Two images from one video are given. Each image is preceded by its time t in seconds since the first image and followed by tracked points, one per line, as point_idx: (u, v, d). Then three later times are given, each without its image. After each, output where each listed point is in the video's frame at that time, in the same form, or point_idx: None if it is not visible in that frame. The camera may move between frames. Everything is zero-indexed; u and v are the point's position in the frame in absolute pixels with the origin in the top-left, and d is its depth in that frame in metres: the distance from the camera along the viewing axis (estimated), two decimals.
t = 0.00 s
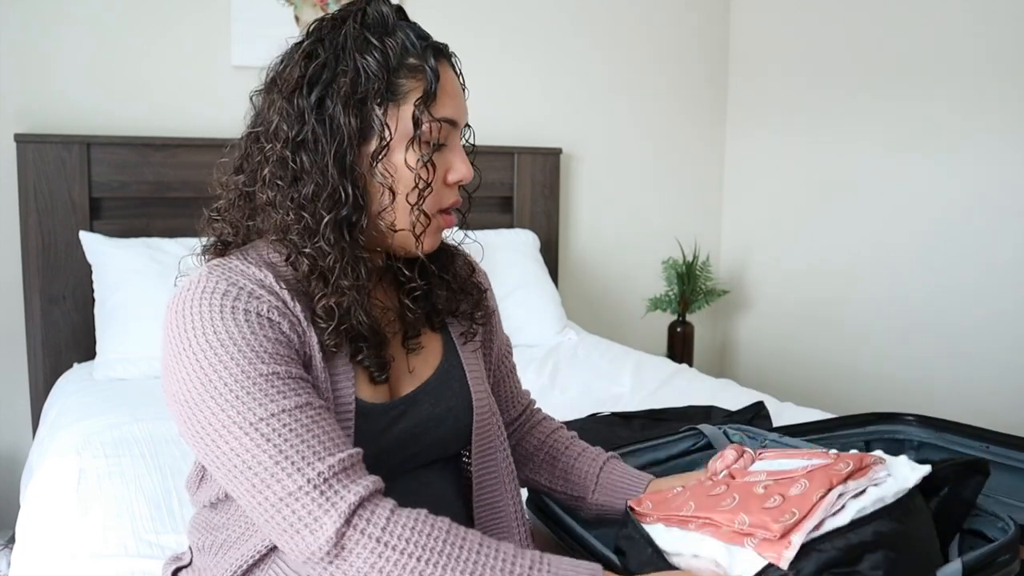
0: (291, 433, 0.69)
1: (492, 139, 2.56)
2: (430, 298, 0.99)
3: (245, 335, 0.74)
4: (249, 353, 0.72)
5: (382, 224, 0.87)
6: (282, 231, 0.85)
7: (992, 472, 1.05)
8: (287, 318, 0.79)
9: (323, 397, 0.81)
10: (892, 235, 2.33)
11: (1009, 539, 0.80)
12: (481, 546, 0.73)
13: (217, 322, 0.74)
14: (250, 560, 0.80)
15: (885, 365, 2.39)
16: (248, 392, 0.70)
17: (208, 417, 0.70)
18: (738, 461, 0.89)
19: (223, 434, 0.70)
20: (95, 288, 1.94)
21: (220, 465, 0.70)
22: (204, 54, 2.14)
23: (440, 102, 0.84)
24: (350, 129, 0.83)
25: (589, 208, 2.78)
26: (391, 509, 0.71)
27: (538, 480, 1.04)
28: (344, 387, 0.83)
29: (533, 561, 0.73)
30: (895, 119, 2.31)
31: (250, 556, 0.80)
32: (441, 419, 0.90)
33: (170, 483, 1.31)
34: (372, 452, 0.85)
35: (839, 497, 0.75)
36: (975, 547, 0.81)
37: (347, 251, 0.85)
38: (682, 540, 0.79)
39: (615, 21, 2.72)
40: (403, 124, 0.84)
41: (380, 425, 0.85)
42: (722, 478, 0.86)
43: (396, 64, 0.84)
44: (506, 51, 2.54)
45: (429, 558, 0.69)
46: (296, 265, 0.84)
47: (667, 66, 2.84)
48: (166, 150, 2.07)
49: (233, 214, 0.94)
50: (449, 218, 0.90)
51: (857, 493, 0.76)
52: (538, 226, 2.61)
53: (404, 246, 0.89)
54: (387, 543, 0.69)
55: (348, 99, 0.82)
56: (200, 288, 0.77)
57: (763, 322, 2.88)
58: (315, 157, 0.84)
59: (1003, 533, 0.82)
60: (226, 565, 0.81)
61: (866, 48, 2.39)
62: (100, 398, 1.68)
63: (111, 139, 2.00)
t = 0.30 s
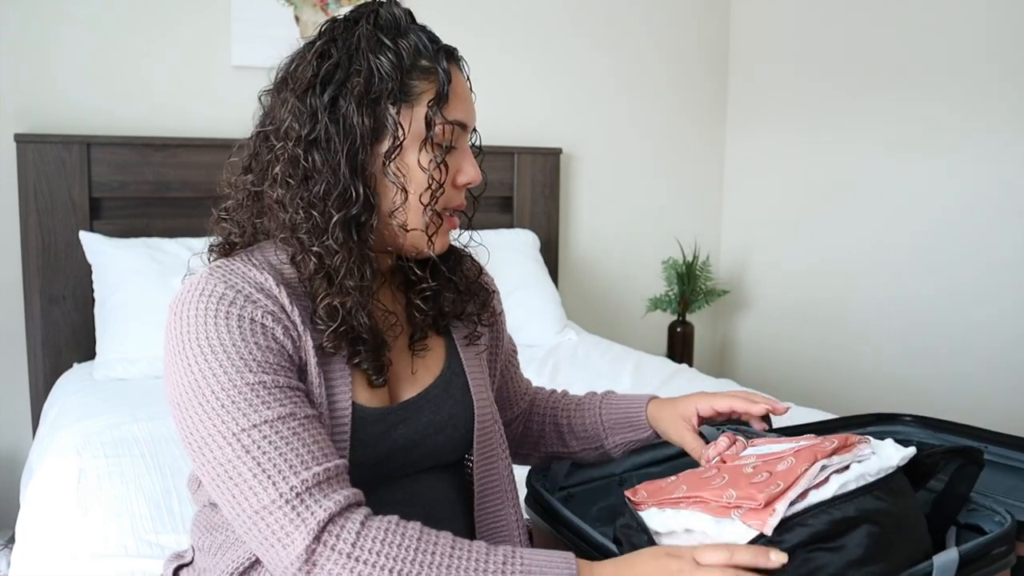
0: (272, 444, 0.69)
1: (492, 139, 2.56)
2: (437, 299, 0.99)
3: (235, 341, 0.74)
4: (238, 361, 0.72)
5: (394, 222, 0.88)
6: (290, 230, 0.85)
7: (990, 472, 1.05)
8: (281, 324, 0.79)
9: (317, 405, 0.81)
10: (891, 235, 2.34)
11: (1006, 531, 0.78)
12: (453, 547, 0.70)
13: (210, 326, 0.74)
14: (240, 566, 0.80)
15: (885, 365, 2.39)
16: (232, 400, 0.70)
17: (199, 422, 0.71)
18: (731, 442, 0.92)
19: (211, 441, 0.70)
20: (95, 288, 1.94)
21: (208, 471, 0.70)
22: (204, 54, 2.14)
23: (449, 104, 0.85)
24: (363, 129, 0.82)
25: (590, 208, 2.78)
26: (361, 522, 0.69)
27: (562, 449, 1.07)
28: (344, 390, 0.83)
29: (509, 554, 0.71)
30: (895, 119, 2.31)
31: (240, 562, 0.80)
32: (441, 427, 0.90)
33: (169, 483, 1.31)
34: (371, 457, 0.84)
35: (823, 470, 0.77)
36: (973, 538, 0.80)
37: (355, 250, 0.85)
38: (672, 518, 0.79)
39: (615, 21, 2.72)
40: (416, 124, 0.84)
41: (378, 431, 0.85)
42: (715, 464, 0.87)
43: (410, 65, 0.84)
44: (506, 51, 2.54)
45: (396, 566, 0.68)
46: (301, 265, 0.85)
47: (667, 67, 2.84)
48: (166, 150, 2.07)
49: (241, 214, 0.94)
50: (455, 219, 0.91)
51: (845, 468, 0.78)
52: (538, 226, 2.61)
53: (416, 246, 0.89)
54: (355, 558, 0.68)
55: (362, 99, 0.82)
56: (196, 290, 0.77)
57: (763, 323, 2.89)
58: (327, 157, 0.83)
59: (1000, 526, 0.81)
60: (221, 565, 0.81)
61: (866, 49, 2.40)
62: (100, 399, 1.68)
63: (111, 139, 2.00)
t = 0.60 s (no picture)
0: (247, 437, 0.70)
1: (492, 139, 2.56)
2: (429, 298, 0.98)
3: (218, 337, 0.75)
4: (220, 356, 0.74)
5: (383, 219, 0.87)
6: (280, 226, 0.85)
7: (989, 471, 1.05)
8: (266, 321, 0.80)
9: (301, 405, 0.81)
10: (891, 235, 2.34)
11: (1007, 531, 0.78)
12: (414, 510, 0.69)
13: (196, 322, 0.76)
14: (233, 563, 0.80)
15: (885, 365, 2.39)
16: (211, 393, 0.72)
17: (181, 416, 0.72)
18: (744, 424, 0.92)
19: (190, 434, 0.71)
20: (95, 288, 1.94)
21: (188, 464, 0.71)
22: (204, 54, 2.14)
23: (440, 101, 0.84)
24: (353, 127, 0.83)
25: (590, 208, 2.78)
26: (325, 508, 0.69)
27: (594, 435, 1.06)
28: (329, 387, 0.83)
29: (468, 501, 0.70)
30: (896, 119, 2.31)
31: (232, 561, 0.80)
32: (433, 426, 0.90)
33: (169, 483, 1.31)
34: (362, 454, 0.84)
35: (826, 461, 0.79)
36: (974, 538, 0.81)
37: (344, 248, 0.85)
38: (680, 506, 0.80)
39: (615, 21, 2.72)
40: (406, 122, 0.84)
41: (369, 428, 0.85)
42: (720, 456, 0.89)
43: (400, 63, 0.83)
44: (506, 51, 2.54)
45: (364, 542, 0.67)
46: (289, 261, 0.85)
47: (667, 67, 2.85)
48: (166, 150, 2.07)
49: (236, 212, 0.94)
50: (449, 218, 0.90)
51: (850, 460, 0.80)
52: (538, 225, 2.61)
53: (403, 243, 0.88)
54: (321, 544, 0.67)
55: (352, 97, 0.82)
56: (185, 288, 0.79)
57: (763, 323, 2.89)
58: (318, 154, 0.84)
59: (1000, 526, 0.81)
60: (216, 563, 0.82)
61: (866, 49, 2.40)
62: (100, 399, 1.68)
63: (111, 139, 2.00)
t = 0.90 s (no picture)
0: (254, 423, 0.70)
1: (492, 140, 2.56)
2: (423, 297, 0.98)
3: (220, 329, 0.75)
4: (224, 347, 0.74)
5: (372, 216, 0.87)
6: (272, 226, 0.86)
7: (988, 471, 1.05)
8: (266, 314, 0.80)
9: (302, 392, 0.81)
10: (891, 235, 2.34)
11: (1006, 531, 0.78)
12: (420, 473, 0.71)
13: (198, 317, 0.76)
14: (237, 559, 0.80)
15: (886, 366, 2.39)
16: (218, 383, 0.72)
17: (186, 408, 0.72)
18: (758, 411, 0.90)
19: (196, 425, 0.71)
20: (95, 288, 1.94)
21: (194, 455, 0.71)
22: (204, 54, 2.14)
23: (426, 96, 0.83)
24: (339, 126, 0.83)
25: (590, 208, 2.78)
26: (334, 488, 0.69)
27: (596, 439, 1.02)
28: (326, 383, 0.83)
29: (472, 460, 0.72)
30: (896, 119, 2.31)
31: (235, 557, 0.80)
32: (431, 424, 0.89)
33: (169, 483, 1.32)
34: (360, 449, 0.85)
35: (821, 453, 0.81)
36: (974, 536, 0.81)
37: (334, 246, 0.85)
38: (680, 496, 0.80)
39: (615, 21, 2.72)
40: (392, 120, 0.83)
41: (367, 424, 0.85)
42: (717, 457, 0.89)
43: (385, 61, 0.83)
44: (506, 51, 2.54)
45: (376, 511, 0.68)
46: (281, 260, 0.85)
47: (667, 67, 2.84)
48: (166, 150, 2.07)
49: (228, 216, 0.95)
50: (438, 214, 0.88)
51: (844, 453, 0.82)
52: (538, 226, 2.61)
53: (393, 239, 0.88)
54: (335, 520, 0.68)
55: (337, 97, 0.82)
56: (186, 284, 0.79)
57: (763, 323, 2.88)
58: (305, 154, 0.84)
59: (1000, 526, 0.81)
60: (217, 561, 0.82)
61: (865, 49, 2.40)
62: (100, 399, 1.68)
63: (111, 139, 2.00)
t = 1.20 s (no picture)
0: (267, 418, 0.70)
1: (492, 140, 2.56)
2: (422, 295, 0.98)
3: (228, 326, 0.75)
4: (231, 343, 0.74)
5: (369, 216, 0.87)
6: (271, 228, 0.86)
7: (988, 472, 1.05)
8: (272, 312, 0.80)
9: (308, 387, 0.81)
10: (892, 235, 2.33)
11: (1006, 533, 0.77)
12: (442, 483, 0.71)
13: (204, 314, 0.76)
14: (240, 555, 0.80)
15: (886, 365, 2.39)
16: (228, 377, 0.72)
17: (194, 404, 0.72)
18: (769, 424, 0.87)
19: (206, 420, 0.71)
20: (95, 288, 1.94)
21: (202, 452, 0.71)
22: (203, 54, 2.14)
23: (422, 95, 0.83)
24: (335, 127, 0.83)
25: (590, 208, 2.78)
26: (351, 488, 0.69)
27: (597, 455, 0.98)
28: (329, 380, 0.83)
29: (497, 478, 0.72)
30: (896, 119, 2.31)
31: (240, 552, 0.80)
32: (433, 424, 0.89)
33: (169, 483, 1.32)
34: (362, 449, 0.85)
35: (828, 468, 0.81)
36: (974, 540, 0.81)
37: (333, 246, 0.85)
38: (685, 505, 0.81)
39: (614, 21, 2.72)
40: (387, 121, 0.83)
41: (370, 422, 0.85)
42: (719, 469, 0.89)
43: (380, 62, 0.83)
44: (506, 51, 2.54)
45: (392, 511, 0.68)
46: (281, 261, 0.85)
47: (667, 67, 2.84)
48: (166, 150, 2.07)
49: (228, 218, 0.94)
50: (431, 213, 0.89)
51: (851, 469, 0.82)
52: (538, 226, 2.61)
53: (387, 240, 0.88)
54: (353, 515, 0.68)
55: (333, 98, 0.82)
56: (192, 284, 0.79)
57: (763, 323, 2.88)
58: (302, 156, 0.84)
59: (1000, 528, 0.81)
60: (220, 560, 0.81)
61: (865, 49, 2.39)
62: (100, 399, 1.68)
63: (111, 139, 2.00)
